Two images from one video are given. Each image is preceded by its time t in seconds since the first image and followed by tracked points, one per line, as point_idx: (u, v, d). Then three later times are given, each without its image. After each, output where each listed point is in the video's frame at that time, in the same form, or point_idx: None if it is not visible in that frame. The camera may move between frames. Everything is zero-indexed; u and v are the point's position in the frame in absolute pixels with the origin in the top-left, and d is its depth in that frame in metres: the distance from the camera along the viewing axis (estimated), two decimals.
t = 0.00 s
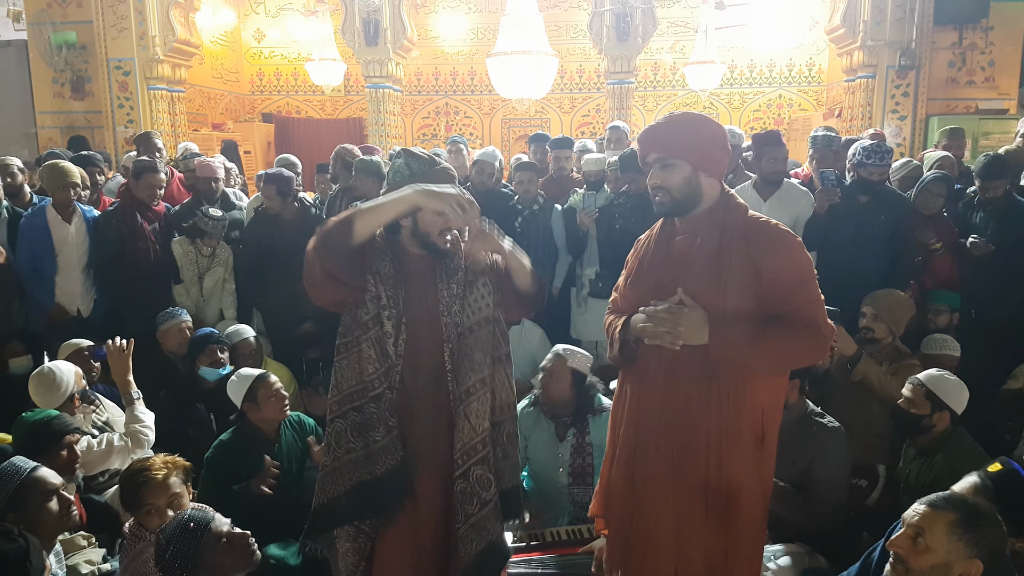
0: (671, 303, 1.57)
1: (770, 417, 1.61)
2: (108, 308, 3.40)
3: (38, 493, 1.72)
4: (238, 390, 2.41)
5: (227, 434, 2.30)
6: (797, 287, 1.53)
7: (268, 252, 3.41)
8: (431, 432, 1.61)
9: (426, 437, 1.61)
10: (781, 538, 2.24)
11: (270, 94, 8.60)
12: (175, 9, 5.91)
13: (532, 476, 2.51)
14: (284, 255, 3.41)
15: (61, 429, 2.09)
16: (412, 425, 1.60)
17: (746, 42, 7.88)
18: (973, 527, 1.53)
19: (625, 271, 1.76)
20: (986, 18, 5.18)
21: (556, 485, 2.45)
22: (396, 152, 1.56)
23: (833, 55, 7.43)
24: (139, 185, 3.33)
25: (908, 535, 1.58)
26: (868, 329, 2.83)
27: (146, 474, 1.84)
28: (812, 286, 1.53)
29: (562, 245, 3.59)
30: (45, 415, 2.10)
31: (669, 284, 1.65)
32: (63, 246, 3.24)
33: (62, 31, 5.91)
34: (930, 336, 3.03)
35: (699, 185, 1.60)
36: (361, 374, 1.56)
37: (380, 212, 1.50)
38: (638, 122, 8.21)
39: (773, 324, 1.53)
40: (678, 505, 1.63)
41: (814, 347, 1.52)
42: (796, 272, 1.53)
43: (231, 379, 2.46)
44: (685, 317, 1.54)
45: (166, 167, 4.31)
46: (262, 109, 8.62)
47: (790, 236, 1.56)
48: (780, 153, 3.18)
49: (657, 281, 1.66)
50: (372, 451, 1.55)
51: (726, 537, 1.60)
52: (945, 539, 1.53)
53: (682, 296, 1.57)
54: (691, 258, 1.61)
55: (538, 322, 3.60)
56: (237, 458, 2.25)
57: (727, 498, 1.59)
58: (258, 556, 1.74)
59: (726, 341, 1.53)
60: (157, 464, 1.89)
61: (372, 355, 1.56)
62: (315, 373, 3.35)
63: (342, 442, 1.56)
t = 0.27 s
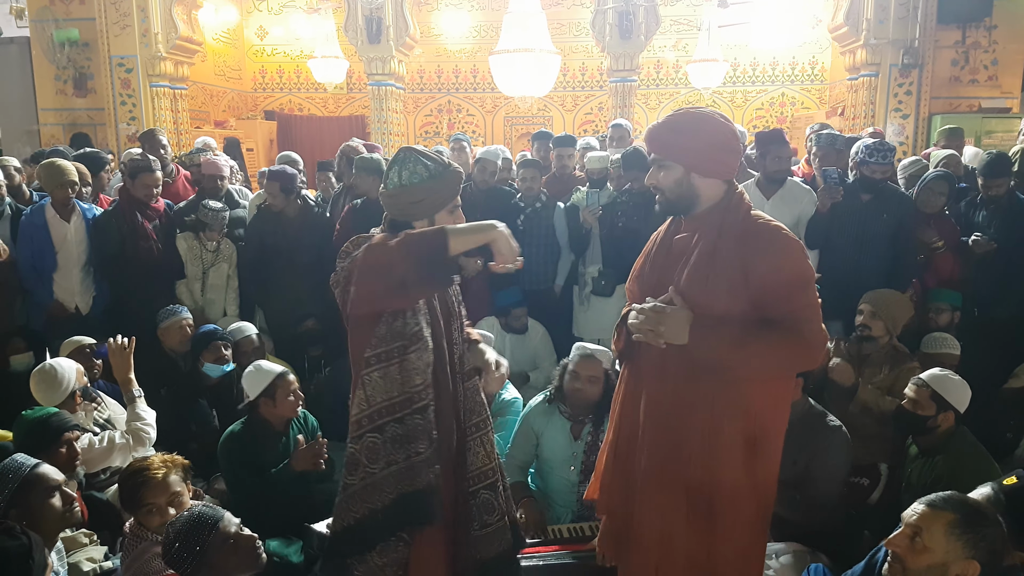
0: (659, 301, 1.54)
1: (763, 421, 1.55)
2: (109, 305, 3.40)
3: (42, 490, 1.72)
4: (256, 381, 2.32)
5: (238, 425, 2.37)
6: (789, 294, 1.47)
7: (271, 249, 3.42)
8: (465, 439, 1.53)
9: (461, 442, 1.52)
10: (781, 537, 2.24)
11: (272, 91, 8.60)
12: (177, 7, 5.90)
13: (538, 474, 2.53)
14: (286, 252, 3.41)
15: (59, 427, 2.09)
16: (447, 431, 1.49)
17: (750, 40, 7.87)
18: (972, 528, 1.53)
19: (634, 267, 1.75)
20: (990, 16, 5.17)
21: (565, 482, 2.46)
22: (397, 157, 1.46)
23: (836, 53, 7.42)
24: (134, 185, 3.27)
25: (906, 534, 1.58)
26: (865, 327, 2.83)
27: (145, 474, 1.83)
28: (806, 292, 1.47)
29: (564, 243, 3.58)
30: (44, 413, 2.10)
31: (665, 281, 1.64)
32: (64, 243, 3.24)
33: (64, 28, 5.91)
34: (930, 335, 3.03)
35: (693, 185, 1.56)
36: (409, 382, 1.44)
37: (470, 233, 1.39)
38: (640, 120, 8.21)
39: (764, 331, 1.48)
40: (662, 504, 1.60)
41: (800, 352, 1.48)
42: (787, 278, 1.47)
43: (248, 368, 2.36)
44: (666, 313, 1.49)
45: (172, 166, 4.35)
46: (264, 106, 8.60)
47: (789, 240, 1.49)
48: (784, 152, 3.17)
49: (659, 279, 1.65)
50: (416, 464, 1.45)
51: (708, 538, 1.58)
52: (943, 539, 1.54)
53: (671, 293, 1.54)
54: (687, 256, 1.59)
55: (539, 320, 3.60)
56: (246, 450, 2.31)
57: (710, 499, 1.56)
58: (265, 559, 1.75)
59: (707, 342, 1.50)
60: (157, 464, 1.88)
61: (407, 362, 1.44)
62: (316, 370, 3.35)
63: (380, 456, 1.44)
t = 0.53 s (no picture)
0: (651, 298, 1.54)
1: (751, 423, 1.51)
2: (109, 302, 3.40)
3: (39, 487, 1.72)
4: (259, 379, 2.32)
5: (242, 420, 2.35)
6: (776, 298, 1.45)
7: (272, 246, 3.41)
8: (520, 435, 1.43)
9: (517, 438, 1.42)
10: (782, 535, 2.23)
11: (273, 88, 8.59)
12: (177, 3, 5.88)
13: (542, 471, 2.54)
14: (287, 250, 3.41)
15: (57, 423, 2.08)
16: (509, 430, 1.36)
17: (751, 39, 7.87)
18: (962, 527, 1.52)
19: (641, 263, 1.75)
20: (991, 16, 5.18)
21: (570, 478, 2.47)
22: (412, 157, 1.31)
23: (837, 52, 7.42)
24: (128, 181, 3.25)
25: (898, 535, 1.59)
26: (848, 328, 2.71)
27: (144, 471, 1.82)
28: (796, 296, 1.45)
29: (565, 242, 3.58)
30: (41, 409, 2.09)
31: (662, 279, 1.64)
32: (63, 240, 3.23)
33: (63, 25, 5.89)
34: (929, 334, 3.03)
35: (690, 185, 1.56)
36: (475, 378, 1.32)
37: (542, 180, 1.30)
38: (641, 119, 8.21)
39: (752, 333, 1.47)
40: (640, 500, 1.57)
41: (783, 356, 1.46)
42: (775, 281, 1.44)
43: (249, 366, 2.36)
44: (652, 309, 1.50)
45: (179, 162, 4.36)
46: (265, 103, 8.60)
47: (782, 243, 1.46)
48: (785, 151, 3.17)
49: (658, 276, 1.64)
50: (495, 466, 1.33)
51: (681, 538, 1.54)
52: (934, 539, 1.53)
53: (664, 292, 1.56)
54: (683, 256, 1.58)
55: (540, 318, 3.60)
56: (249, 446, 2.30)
57: (684, 498, 1.53)
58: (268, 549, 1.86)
59: (690, 342, 1.48)
60: (156, 462, 1.86)
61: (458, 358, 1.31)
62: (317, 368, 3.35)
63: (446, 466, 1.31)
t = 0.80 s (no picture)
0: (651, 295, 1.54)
1: (750, 422, 1.52)
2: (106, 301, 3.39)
3: (33, 485, 1.72)
4: (256, 382, 2.33)
5: (234, 425, 2.36)
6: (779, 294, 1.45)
7: (270, 243, 3.40)
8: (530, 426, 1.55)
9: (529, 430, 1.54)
10: (780, 532, 2.24)
11: (270, 86, 8.58)
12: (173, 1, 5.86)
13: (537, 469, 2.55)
14: (284, 247, 3.40)
15: (52, 419, 2.08)
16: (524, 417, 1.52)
17: (748, 36, 7.87)
18: (957, 524, 1.53)
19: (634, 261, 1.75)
20: (987, 13, 5.19)
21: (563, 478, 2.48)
22: (421, 157, 1.41)
23: (834, 49, 7.43)
24: (121, 178, 3.23)
25: (894, 531, 1.59)
26: (832, 303, 2.48)
27: (149, 465, 1.84)
28: (797, 293, 1.45)
29: (562, 239, 3.58)
30: (35, 407, 2.09)
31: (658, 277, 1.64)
32: (59, 238, 3.22)
33: (58, 22, 5.86)
34: (925, 330, 3.04)
35: (688, 184, 1.57)
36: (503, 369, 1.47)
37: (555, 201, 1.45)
38: (637, 116, 8.21)
39: (753, 330, 1.47)
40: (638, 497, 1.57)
41: (782, 356, 1.47)
42: (774, 279, 1.45)
43: (246, 370, 2.38)
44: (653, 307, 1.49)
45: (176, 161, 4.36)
46: (261, 101, 8.58)
47: (783, 241, 1.47)
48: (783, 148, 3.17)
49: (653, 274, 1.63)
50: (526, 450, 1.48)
51: (675, 535, 1.54)
52: (929, 535, 1.54)
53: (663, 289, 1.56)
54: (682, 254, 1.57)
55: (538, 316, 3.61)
56: (246, 444, 2.31)
57: (680, 493, 1.53)
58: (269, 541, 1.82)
59: (691, 339, 1.48)
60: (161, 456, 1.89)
61: (485, 354, 1.46)
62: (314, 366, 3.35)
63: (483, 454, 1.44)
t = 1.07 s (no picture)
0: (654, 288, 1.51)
1: (754, 416, 1.53)
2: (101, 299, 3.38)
3: (29, 484, 1.71)
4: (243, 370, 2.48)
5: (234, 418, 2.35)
6: (786, 288, 1.46)
7: (266, 241, 3.39)
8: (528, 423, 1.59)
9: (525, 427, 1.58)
10: (776, 530, 2.24)
11: (265, 83, 8.55)
12: None
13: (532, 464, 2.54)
14: (280, 245, 3.39)
15: (48, 417, 2.08)
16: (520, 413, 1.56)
17: (744, 34, 7.88)
18: (952, 519, 1.53)
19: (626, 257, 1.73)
20: (982, 11, 5.20)
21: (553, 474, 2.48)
22: (418, 154, 1.42)
23: (829, 47, 7.43)
24: (117, 175, 3.22)
25: (889, 525, 1.60)
26: (828, 270, 2.43)
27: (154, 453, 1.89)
28: (803, 287, 1.46)
29: (558, 236, 3.58)
30: (30, 405, 2.08)
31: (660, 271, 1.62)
32: (55, 237, 3.21)
33: (53, 19, 5.84)
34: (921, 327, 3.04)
35: (685, 182, 1.57)
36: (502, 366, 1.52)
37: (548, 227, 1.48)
38: (634, 114, 8.21)
39: (759, 322, 1.47)
40: (648, 494, 1.57)
41: (792, 352, 1.46)
42: (783, 273, 1.45)
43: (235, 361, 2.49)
44: (662, 298, 1.48)
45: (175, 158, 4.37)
46: (256, 99, 8.56)
47: (788, 237, 1.48)
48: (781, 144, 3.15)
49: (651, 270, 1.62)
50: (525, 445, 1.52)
51: (687, 532, 1.54)
52: (923, 531, 1.55)
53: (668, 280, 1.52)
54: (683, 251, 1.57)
55: (534, 314, 3.60)
56: (246, 435, 2.30)
57: (691, 490, 1.53)
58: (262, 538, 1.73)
59: (702, 332, 1.48)
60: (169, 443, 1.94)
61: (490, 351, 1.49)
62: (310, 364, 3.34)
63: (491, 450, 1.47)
